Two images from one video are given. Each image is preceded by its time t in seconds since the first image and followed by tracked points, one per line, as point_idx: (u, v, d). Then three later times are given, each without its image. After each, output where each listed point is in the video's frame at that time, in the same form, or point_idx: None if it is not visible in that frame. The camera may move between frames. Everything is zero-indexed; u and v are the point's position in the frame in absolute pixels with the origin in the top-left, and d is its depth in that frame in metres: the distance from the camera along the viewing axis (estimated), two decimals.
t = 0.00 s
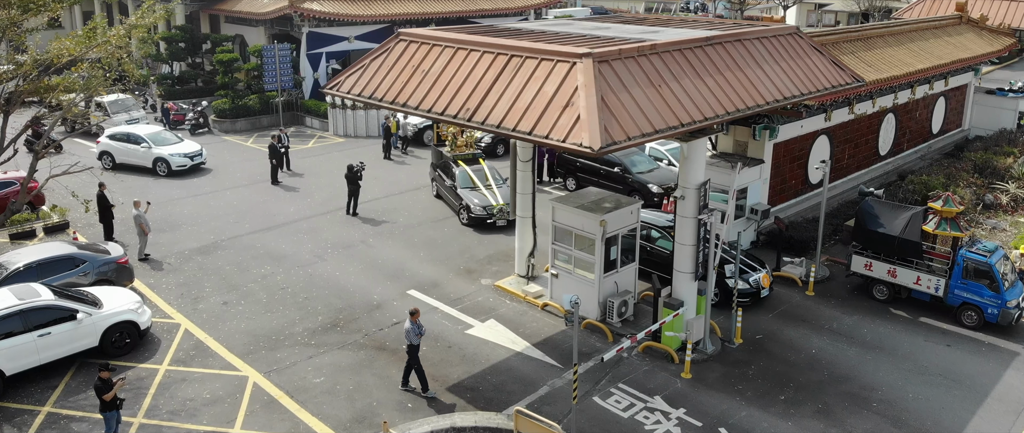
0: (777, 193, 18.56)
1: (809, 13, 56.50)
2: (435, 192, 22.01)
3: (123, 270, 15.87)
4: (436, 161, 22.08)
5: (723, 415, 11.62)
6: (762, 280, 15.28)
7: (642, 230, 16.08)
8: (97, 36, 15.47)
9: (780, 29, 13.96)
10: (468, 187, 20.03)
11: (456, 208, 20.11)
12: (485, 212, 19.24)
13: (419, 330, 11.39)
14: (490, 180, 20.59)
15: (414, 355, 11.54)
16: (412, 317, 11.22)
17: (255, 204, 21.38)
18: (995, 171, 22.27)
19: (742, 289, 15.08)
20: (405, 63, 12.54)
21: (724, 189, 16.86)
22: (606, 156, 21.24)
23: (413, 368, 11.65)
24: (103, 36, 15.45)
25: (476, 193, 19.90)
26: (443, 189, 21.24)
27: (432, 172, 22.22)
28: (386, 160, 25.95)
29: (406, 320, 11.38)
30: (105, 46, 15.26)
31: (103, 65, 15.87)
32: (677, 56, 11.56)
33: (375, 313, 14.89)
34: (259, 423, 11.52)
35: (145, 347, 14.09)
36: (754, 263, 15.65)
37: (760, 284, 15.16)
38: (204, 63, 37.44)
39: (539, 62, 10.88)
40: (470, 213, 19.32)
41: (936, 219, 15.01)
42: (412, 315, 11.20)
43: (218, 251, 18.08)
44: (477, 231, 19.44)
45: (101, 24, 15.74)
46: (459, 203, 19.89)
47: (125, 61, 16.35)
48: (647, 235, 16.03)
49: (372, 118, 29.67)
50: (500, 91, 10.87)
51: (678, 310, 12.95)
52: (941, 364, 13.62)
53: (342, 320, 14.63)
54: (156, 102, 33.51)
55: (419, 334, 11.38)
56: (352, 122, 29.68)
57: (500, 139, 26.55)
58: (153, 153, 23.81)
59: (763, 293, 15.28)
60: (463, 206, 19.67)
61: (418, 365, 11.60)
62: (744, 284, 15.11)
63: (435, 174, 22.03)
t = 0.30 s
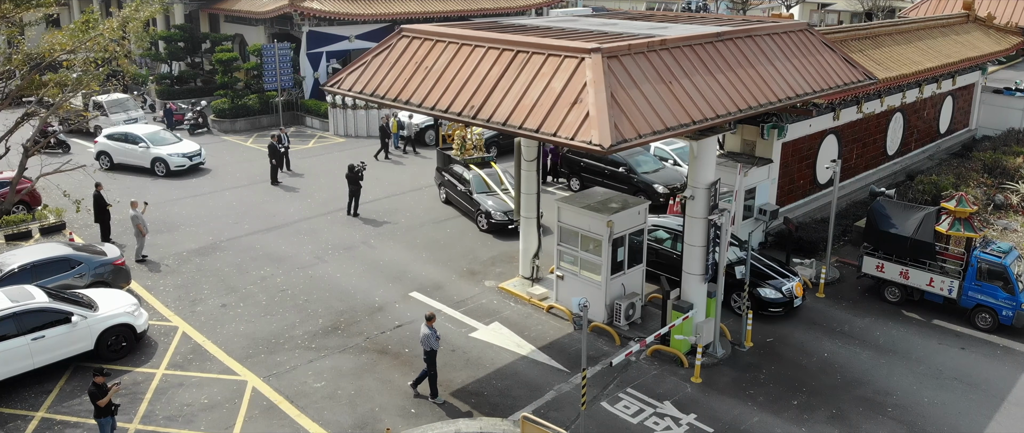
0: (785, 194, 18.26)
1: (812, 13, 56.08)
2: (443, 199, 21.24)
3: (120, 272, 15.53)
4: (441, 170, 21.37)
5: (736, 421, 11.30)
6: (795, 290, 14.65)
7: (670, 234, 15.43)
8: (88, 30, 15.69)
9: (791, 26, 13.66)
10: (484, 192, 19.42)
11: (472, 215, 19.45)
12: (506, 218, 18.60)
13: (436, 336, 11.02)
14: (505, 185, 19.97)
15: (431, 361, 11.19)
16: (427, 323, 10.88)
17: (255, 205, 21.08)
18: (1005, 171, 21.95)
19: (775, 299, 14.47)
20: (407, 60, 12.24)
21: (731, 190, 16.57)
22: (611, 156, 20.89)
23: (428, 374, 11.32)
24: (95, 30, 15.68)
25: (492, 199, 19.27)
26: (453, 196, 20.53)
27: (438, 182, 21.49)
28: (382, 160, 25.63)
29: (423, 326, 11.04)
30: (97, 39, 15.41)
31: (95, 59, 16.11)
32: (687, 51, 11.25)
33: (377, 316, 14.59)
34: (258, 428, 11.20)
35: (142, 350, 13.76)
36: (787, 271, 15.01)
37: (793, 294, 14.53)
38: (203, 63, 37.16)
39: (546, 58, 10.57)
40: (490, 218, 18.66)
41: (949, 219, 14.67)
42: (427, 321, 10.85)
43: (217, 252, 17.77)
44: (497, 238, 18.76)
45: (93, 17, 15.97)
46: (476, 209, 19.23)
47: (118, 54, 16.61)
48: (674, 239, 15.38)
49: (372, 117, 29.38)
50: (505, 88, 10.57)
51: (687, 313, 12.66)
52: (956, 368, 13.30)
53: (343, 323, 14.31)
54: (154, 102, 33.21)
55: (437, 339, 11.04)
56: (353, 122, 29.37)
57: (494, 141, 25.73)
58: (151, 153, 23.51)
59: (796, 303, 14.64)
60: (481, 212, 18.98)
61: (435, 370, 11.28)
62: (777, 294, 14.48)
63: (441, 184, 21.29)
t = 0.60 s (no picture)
0: (793, 194, 17.96)
1: (814, 13, 55.74)
2: (453, 205, 20.54)
3: (117, 273, 15.22)
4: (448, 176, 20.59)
5: (748, 427, 10.98)
6: (841, 304, 13.75)
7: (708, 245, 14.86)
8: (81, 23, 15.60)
9: (802, 22, 13.36)
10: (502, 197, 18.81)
11: (490, 220, 18.84)
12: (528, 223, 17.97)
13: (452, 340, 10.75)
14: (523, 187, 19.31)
15: (446, 368, 10.87)
16: (443, 327, 10.61)
17: (254, 205, 20.78)
18: (1015, 170, 21.64)
19: (819, 312, 13.55)
20: (410, 57, 11.93)
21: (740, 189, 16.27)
22: (616, 156, 20.60)
23: (443, 380, 10.99)
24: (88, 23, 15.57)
25: (510, 203, 18.64)
26: (466, 202, 19.86)
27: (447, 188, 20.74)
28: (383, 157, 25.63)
29: (438, 330, 10.78)
30: (90, 33, 15.31)
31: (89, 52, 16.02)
32: (698, 46, 10.95)
33: (379, 318, 14.27)
34: None
35: (138, 354, 13.45)
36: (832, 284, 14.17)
37: (839, 307, 13.62)
38: (203, 62, 36.88)
39: (554, 54, 10.27)
40: (511, 223, 18.04)
41: (962, 220, 14.32)
42: (443, 324, 10.58)
43: (216, 254, 17.46)
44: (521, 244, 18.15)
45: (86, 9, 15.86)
46: (495, 214, 18.61)
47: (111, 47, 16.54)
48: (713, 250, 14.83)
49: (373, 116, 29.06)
50: (511, 84, 10.27)
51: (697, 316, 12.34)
52: (972, 371, 12.98)
53: (343, 326, 14.01)
54: (154, 102, 32.94)
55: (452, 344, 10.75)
56: (354, 122, 29.06)
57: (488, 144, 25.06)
58: (149, 153, 23.22)
59: (842, 318, 13.71)
60: (500, 218, 18.36)
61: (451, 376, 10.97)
62: (822, 308, 13.58)
63: (450, 189, 20.58)
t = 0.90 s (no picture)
0: (801, 194, 17.66)
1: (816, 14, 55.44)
2: (466, 211, 19.80)
3: (112, 275, 14.93)
4: (459, 182, 19.85)
5: None
6: (905, 325, 12.82)
7: (759, 259, 14.01)
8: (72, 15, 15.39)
9: (813, 18, 13.06)
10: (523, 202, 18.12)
11: (511, 226, 18.19)
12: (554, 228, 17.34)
13: (468, 346, 10.38)
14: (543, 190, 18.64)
15: (463, 374, 10.51)
16: (461, 332, 10.25)
17: (254, 206, 20.48)
18: None
19: (882, 335, 12.60)
20: (412, 53, 11.64)
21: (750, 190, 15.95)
22: (620, 156, 20.28)
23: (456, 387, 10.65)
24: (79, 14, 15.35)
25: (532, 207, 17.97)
26: (481, 207, 19.10)
27: (458, 193, 20.00)
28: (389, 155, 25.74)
29: (455, 335, 10.40)
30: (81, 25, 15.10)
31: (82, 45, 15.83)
32: (708, 42, 10.66)
33: (380, 321, 13.98)
34: None
35: (134, 358, 13.14)
36: (893, 304, 13.22)
37: (903, 329, 12.68)
38: (202, 62, 36.59)
39: (561, 49, 9.98)
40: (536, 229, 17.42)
41: (976, 220, 14.12)
42: (461, 328, 10.23)
43: (214, 255, 17.16)
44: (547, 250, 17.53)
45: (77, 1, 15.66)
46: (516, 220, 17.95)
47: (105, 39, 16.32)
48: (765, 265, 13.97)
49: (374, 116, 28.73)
50: (518, 81, 9.97)
51: (706, 320, 12.05)
52: (987, 375, 12.68)
53: (344, 329, 13.70)
54: (152, 102, 32.64)
55: (468, 350, 10.39)
56: (354, 122, 28.76)
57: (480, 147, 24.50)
58: (147, 153, 22.93)
59: (905, 340, 12.77)
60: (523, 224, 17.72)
61: (465, 382, 10.64)
62: (885, 329, 12.62)
63: (461, 194, 19.86)
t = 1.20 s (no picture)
0: (810, 195, 17.37)
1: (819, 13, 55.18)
2: (481, 218, 19.05)
3: (108, 277, 14.63)
4: (473, 188, 19.14)
5: None
6: (991, 356, 11.65)
7: (829, 280, 12.99)
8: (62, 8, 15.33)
9: (824, 14, 12.77)
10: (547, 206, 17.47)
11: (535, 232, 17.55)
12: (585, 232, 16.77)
13: (486, 349, 10.09)
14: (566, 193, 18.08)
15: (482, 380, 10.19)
16: (481, 335, 10.00)
17: (253, 206, 20.19)
18: None
19: (967, 367, 11.44)
20: (415, 49, 11.35)
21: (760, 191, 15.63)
22: (624, 156, 19.97)
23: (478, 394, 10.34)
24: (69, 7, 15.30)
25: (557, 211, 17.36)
26: (499, 215, 18.48)
27: (471, 199, 19.27)
28: (391, 155, 25.50)
29: (473, 339, 10.13)
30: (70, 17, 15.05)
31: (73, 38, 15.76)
32: (720, 37, 10.38)
33: (382, 324, 13.68)
34: None
35: (130, 362, 12.83)
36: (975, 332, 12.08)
37: (989, 361, 11.52)
38: (201, 62, 36.31)
39: (569, 44, 9.69)
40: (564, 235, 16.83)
41: (990, 221, 13.79)
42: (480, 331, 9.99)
43: (213, 256, 16.87)
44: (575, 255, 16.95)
45: None
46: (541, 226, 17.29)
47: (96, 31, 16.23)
48: (835, 287, 12.94)
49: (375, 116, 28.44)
50: (524, 77, 9.68)
51: (717, 323, 11.76)
52: (1004, 379, 12.37)
53: (345, 332, 13.40)
54: (151, 102, 32.35)
55: (487, 355, 10.09)
56: (355, 121, 28.45)
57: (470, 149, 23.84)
58: (145, 153, 22.63)
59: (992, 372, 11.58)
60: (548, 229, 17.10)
61: (483, 389, 10.35)
62: (970, 361, 11.47)
63: (475, 200, 19.10)
